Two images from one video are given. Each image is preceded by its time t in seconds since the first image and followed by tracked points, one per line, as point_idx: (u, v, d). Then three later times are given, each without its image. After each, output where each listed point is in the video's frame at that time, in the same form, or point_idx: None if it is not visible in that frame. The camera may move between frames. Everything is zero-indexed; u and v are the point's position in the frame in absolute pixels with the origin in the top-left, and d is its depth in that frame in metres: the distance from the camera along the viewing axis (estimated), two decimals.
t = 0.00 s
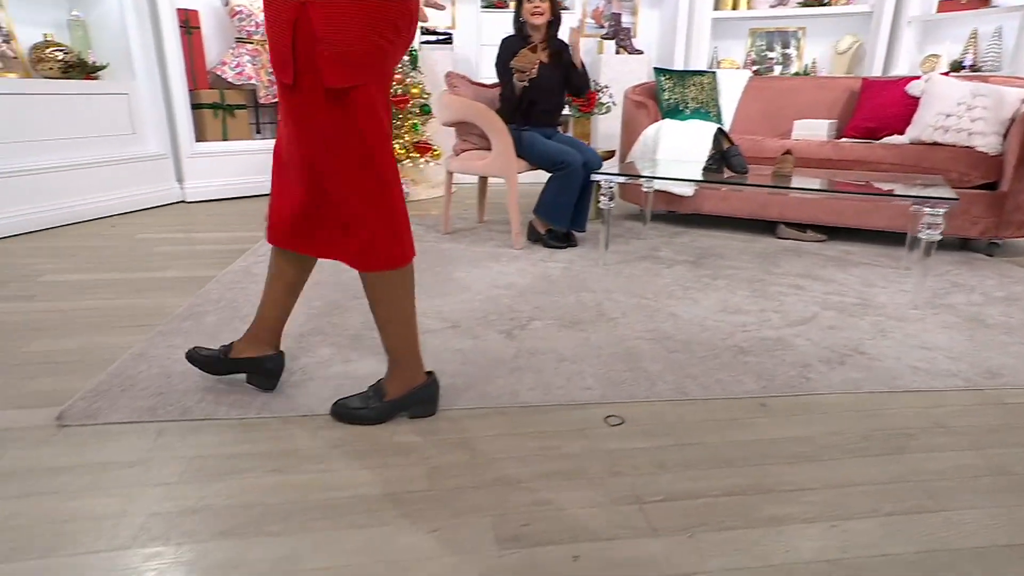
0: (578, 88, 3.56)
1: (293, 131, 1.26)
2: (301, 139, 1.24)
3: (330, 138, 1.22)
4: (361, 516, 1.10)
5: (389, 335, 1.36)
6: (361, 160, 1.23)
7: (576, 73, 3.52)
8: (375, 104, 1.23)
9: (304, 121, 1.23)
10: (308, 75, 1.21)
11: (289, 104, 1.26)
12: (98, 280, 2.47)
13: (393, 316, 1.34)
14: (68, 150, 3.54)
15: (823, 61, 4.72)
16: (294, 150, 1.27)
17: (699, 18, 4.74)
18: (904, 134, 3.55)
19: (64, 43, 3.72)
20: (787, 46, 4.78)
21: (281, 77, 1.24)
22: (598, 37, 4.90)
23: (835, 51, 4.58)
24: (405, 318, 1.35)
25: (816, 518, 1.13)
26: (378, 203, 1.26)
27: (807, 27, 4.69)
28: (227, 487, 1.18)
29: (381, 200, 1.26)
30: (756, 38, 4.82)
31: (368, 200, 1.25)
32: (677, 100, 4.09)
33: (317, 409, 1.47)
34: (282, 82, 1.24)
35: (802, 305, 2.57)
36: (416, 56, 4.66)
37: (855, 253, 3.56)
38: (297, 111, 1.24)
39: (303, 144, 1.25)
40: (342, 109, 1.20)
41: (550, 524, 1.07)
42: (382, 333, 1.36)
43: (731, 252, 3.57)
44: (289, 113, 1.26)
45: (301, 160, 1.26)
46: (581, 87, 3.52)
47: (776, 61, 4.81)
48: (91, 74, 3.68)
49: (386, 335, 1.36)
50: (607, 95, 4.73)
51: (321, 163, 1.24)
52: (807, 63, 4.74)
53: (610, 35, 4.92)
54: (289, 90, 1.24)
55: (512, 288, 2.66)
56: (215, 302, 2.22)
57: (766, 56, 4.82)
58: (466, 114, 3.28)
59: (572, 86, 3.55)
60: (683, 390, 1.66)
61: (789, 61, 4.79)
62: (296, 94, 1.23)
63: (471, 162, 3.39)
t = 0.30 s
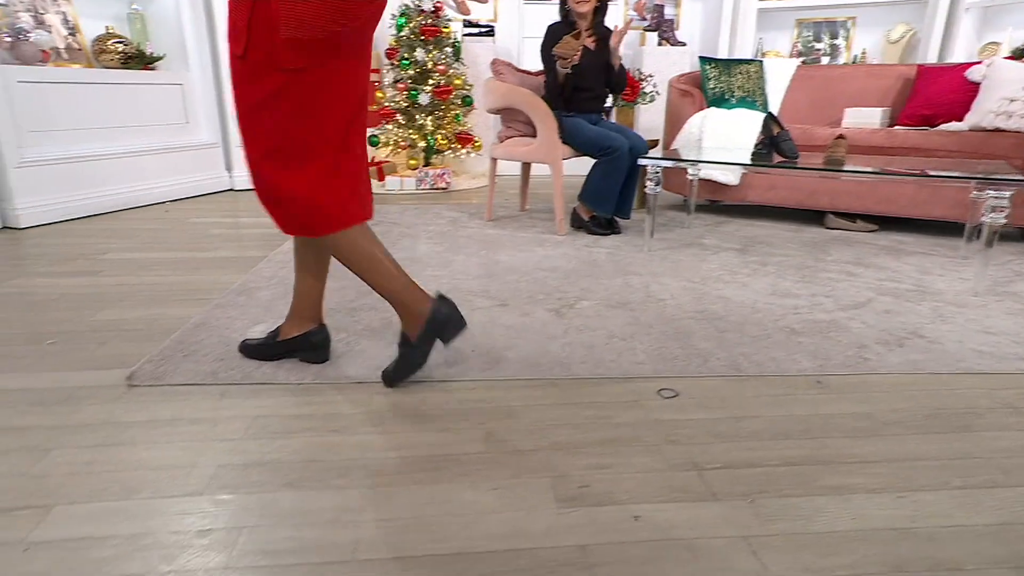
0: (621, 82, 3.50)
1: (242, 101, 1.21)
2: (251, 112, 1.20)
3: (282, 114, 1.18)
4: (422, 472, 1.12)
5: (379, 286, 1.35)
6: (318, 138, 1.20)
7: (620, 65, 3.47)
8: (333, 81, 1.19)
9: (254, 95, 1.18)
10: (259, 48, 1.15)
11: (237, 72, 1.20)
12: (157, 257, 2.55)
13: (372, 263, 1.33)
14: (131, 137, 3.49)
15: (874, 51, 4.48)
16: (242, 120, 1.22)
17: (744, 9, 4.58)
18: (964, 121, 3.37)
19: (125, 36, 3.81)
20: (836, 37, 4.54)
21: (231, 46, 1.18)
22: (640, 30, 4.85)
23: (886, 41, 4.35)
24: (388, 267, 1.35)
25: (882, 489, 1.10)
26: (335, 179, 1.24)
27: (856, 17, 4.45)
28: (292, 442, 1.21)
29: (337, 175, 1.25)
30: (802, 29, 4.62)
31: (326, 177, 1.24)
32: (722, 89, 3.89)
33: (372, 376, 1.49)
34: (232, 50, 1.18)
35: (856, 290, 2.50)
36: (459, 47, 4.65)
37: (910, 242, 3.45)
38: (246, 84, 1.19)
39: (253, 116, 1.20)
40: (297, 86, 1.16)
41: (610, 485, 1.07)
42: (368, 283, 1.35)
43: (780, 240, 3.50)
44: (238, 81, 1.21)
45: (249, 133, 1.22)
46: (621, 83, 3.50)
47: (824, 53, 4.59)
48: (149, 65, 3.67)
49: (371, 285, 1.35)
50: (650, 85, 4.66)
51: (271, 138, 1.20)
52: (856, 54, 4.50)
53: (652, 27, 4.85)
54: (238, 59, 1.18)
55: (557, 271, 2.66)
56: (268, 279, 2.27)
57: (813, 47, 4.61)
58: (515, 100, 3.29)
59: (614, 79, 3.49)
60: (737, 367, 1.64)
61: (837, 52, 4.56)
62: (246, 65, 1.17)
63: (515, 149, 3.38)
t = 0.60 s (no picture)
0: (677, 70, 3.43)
1: (240, 52, 1.25)
2: (254, 65, 1.24)
3: (292, 75, 1.27)
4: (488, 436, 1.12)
5: (271, 251, 1.40)
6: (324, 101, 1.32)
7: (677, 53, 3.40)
8: (345, 51, 1.31)
9: (261, 49, 1.24)
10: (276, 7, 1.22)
11: (239, 24, 1.24)
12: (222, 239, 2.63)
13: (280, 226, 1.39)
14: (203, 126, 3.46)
15: (943, 41, 4.19)
16: (236, 70, 1.26)
17: None
18: None
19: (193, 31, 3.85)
20: (900, 27, 4.27)
21: None
22: (693, 23, 4.60)
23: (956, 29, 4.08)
24: (288, 241, 1.41)
25: (963, 471, 1.06)
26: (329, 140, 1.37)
27: (923, 5, 4.19)
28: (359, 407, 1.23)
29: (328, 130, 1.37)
30: (864, 19, 4.37)
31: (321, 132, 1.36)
32: (781, 79, 3.71)
33: (434, 348, 1.50)
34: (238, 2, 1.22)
35: (924, 281, 2.40)
36: (511, 40, 4.65)
37: (982, 234, 3.28)
38: (250, 37, 1.24)
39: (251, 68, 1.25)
40: (313, 52, 1.27)
41: (675, 459, 1.06)
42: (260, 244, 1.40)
43: (842, 230, 3.38)
44: (237, 32, 1.24)
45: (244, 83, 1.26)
46: (678, 71, 3.41)
47: (887, 43, 4.31)
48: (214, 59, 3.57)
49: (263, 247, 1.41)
50: (705, 76, 4.55)
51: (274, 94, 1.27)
52: (923, 44, 4.21)
53: (705, 19, 4.59)
54: (244, 11, 1.22)
55: (611, 258, 2.64)
56: (327, 260, 2.32)
57: (875, 38, 4.34)
58: (568, 90, 3.25)
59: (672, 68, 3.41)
60: (801, 350, 1.60)
61: (902, 43, 4.26)
62: (255, 18, 1.22)
63: (569, 138, 3.35)
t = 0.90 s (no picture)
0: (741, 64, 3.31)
1: (289, 57, 1.29)
2: (302, 69, 1.29)
3: (337, 72, 1.29)
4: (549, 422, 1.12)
5: (312, 244, 1.43)
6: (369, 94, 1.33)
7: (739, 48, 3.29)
8: (382, 47, 1.33)
9: (307, 52, 1.28)
10: (315, 7, 1.25)
11: (285, 30, 1.28)
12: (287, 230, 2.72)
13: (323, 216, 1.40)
14: (271, 123, 3.56)
15: None
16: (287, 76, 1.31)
17: None
18: None
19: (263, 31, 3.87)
20: (982, 17, 3.99)
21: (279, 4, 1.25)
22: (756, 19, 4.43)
23: None
24: (331, 234, 1.43)
25: None
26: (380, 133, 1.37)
27: None
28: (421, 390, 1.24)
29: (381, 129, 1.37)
30: (941, 11, 4.12)
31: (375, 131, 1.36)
32: (850, 74, 3.54)
33: (493, 336, 1.51)
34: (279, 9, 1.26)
35: (1008, 283, 2.26)
36: (568, 37, 4.63)
37: None
38: (297, 41, 1.28)
39: (301, 72, 1.29)
40: (354, 49, 1.30)
41: (741, 454, 1.04)
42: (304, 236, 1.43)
43: (916, 229, 3.22)
44: (285, 38, 1.29)
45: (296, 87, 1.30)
46: (741, 65, 3.31)
47: (966, 36, 4.05)
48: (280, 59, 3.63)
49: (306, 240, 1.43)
50: (769, 71, 4.41)
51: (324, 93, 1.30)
52: (1007, 36, 3.93)
53: (769, 14, 4.41)
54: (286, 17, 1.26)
55: (670, 254, 2.59)
56: (386, 252, 2.36)
57: (953, 30, 4.09)
58: (626, 85, 3.21)
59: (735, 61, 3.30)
60: (873, 349, 1.53)
61: (983, 35, 3.98)
62: (298, 23, 1.26)
63: (627, 134, 3.29)
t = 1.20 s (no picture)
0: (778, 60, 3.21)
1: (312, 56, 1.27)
2: (327, 68, 1.27)
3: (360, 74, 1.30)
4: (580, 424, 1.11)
5: (343, 245, 1.45)
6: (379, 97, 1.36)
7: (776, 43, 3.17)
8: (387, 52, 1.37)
9: (332, 52, 1.27)
10: (341, 7, 1.25)
11: (307, 28, 1.25)
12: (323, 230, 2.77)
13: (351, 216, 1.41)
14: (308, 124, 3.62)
15: None
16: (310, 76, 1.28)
17: None
18: None
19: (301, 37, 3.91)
20: None
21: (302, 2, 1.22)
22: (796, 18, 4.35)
23: None
24: (361, 231, 1.44)
25: None
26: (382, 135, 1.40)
27: None
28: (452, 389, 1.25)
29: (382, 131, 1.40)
30: (993, 7, 3.96)
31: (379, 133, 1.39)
32: (894, 74, 3.44)
33: (525, 337, 1.51)
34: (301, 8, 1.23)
35: None
36: (603, 38, 4.60)
37: None
38: (320, 40, 1.26)
39: (327, 70, 1.27)
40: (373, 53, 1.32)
41: (777, 461, 1.01)
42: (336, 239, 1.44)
43: (963, 234, 3.11)
44: (306, 37, 1.26)
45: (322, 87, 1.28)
46: (780, 65, 3.19)
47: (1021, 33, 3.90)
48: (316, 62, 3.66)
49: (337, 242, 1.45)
50: (809, 71, 4.30)
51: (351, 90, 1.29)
52: None
53: (810, 13, 4.32)
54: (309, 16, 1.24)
55: (705, 257, 2.56)
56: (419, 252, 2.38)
57: (1006, 28, 3.94)
58: (662, 87, 3.17)
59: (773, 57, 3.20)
60: (916, 357, 1.48)
61: None
62: (323, 22, 1.25)
63: (662, 135, 3.26)
